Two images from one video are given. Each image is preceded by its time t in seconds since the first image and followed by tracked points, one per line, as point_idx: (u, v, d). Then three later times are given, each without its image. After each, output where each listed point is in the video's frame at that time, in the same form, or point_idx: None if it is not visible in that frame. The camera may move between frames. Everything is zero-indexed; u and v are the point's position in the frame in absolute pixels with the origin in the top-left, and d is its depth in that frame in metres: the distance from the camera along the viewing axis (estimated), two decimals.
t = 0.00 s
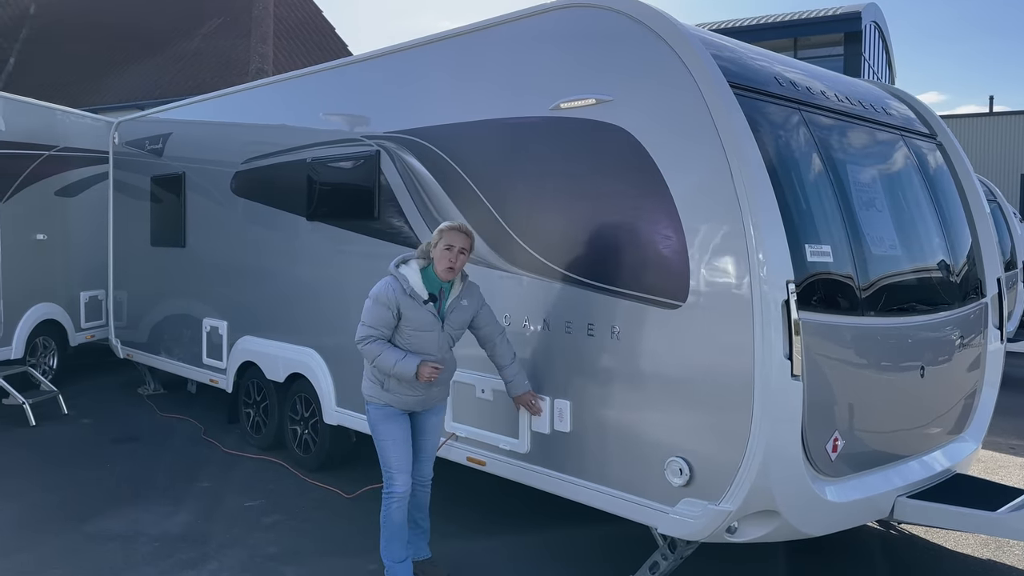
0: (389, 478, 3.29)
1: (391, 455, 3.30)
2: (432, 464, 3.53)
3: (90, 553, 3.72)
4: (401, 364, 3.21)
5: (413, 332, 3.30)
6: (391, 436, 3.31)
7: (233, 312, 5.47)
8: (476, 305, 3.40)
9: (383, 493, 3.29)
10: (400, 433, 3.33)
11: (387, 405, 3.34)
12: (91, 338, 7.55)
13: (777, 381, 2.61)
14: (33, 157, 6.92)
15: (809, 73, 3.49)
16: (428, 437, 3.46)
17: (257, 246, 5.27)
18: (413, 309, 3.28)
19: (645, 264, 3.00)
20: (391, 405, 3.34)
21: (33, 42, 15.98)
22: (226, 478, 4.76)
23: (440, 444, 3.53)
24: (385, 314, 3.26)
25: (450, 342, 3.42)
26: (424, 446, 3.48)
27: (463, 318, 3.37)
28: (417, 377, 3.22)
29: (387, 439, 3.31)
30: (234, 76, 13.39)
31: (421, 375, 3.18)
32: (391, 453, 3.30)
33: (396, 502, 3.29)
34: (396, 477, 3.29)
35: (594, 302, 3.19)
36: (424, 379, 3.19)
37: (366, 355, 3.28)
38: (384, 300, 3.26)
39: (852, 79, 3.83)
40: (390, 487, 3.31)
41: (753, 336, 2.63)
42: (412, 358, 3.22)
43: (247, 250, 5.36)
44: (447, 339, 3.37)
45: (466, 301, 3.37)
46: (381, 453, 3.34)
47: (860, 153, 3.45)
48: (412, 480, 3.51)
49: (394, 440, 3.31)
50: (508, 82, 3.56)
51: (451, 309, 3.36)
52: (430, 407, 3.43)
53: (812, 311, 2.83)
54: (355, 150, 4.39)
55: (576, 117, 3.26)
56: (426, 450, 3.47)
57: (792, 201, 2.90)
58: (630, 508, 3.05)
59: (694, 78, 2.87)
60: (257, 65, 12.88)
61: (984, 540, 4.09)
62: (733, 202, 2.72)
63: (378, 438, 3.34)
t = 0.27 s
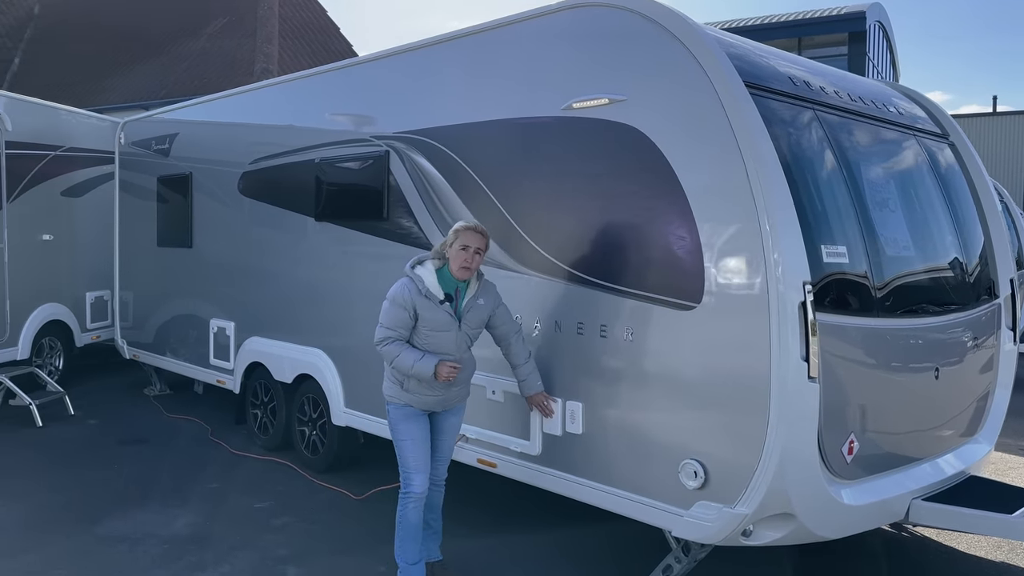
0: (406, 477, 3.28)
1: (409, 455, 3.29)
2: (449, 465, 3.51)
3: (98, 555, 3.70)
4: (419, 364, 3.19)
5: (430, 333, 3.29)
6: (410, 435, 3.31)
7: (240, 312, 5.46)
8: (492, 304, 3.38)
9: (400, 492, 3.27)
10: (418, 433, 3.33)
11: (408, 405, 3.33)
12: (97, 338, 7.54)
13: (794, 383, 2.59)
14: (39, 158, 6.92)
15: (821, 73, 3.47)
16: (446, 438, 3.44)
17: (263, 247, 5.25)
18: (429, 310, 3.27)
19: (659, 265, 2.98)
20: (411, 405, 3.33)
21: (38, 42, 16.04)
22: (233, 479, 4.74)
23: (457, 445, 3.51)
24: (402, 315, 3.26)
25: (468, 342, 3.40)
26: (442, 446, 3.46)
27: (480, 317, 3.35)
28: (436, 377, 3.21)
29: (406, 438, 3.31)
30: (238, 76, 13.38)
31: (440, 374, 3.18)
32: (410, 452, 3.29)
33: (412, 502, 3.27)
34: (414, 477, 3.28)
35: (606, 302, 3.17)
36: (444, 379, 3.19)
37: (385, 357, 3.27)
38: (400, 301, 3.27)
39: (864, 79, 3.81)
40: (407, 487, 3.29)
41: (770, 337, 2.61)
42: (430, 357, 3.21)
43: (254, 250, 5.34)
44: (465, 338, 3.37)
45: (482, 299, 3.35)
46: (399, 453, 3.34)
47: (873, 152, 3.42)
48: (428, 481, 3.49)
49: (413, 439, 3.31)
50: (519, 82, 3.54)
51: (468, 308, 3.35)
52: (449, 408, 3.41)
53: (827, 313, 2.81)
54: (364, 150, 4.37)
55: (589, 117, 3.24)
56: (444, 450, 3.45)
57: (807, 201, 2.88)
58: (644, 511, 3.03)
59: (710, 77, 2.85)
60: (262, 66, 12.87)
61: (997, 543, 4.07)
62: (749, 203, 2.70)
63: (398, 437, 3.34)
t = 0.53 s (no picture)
0: (419, 479, 3.26)
1: (422, 456, 3.28)
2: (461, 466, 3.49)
3: (106, 556, 3.69)
4: (433, 365, 3.18)
5: (443, 333, 3.28)
6: (424, 436, 3.29)
7: (245, 313, 5.43)
8: (504, 303, 3.35)
9: (413, 494, 3.27)
10: (432, 434, 3.31)
11: (421, 406, 3.31)
12: (101, 339, 7.53)
13: (810, 384, 2.57)
14: (43, 158, 6.90)
15: (833, 72, 3.45)
16: (460, 439, 3.42)
17: (269, 247, 5.23)
18: (442, 310, 3.26)
19: (671, 266, 2.95)
20: (425, 405, 3.32)
21: (42, 42, 16.05)
22: (240, 480, 4.73)
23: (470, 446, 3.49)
24: (414, 316, 3.25)
25: (481, 341, 3.38)
26: (455, 447, 3.44)
27: (493, 317, 3.33)
28: (449, 378, 3.20)
29: (420, 439, 3.29)
30: (241, 76, 13.36)
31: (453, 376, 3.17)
32: (423, 453, 3.28)
33: (425, 504, 3.26)
34: (427, 478, 3.26)
35: (618, 304, 3.14)
36: (458, 379, 3.19)
37: (398, 358, 3.26)
38: (412, 303, 3.26)
39: (875, 78, 3.79)
40: (420, 489, 3.28)
41: (785, 339, 2.59)
42: (443, 358, 3.20)
43: (260, 250, 5.32)
44: (478, 338, 3.35)
45: (494, 299, 3.33)
46: (412, 453, 3.32)
47: (884, 152, 3.40)
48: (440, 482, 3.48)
49: (426, 440, 3.29)
50: (529, 81, 3.52)
51: (479, 308, 3.33)
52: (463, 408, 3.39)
53: (841, 313, 2.80)
54: (371, 150, 4.35)
55: (601, 117, 3.22)
56: (457, 451, 3.43)
57: (821, 201, 2.86)
58: (657, 513, 3.01)
59: (724, 77, 2.83)
60: (265, 65, 12.84)
61: (1008, 545, 4.05)
62: (764, 203, 2.68)
63: (411, 438, 3.32)
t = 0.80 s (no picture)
0: (427, 480, 3.25)
1: (430, 457, 3.26)
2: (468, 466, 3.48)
3: (111, 558, 3.67)
4: (440, 365, 3.17)
5: (449, 333, 3.26)
6: (431, 437, 3.28)
7: (249, 313, 5.41)
8: (509, 301, 3.34)
9: (421, 495, 3.26)
10: (439, 435, 3.30)
11: (430, 406, 3.30)
12: (103, 339, 7.51)
13: (822, 384, 2.56)
14: (45, 158, 6.88)
15: (841, 71, 3.43)
16: (467, 439, 3.41)
17: (272, 247, 5.21)
18: (448, 310, 3.24)
19: (680, 266, 2.94)
20: (432, 406, 3.30)
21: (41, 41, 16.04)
22: (244, 481, 4.71)
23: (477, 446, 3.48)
24: (420, 317, 3.23)
25: (487, 340, 3.36)
26: (462, 447, 3.43)
27: (499, 316, 3.31)
28: (457, 377, 3.18)
29: (427, 441, 3.28)
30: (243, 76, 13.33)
31: (461, 375, 3.15)
32: (430, 454, 3.26)
33: (432, 505, 3.25)
34: (435, 479, 3.25)
35: (627, 304, 3.13)
36: (465, 379, 3.15)
37: (405, 360, 3.25)
38: (418, 303, 3.24)
39: (883, 78, 3.77)
40: (428, 490, 3.27)
41: (797, 340, 2.58)
42: (450, 358, 3.19)
43: (264, 250, 5.30)
44: (485, 337, 3.33)
45: (499, 297, 3.31)
46: (420, 454, 3.31)
47: (892, 151, 3.38)
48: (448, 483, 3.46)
49: (434, 442, 3.27)
50: (536, 80, 3.49)
51: (485, 306, 3.30)
52: (470, 409, 3.38)
53: (852, 313, 2.80)
54: (376, 149, 4.33)
55: (610, 116, 3.20)
56: (465, 451, 3.42)
57: (831, 200, 2.84)
58: (666, 514, 3.00)
59: (735, 75, 2.82)
60: (267, 65, 12.81)
61: (1016, 545, 4.06)
62: (775, 202, 2.66)
63: (418, 439, 3.31)
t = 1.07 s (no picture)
0: (430, 482, 3.22)
1: (433, 458, 3.24)
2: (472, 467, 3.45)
3: (112, 560, 3.65)
4: (441, 363, 3.14)
5: (450, 331, 3.24)
6: (435, 439, 3.25)
7: (249, 314, 5.39)
8: (510, 299, 3.32)
9: (424, 497, 3.23)
10: (443, 436, 3.27)
11: (432, 406, 3.27)
12: (103, 340, 7.48)
13: (831, 385, 2.54)
14: (45, 158, 6.86)
15: (847, 70, 3.42)
16: (470, 440, 3.38)
17: (273, 247, 5.18)
18: (448, 308, 3.22)
19: (686, 266, 2.92)
20: (434, 406, 3.27)
21: (40, 41, 16.00)
22: (245, 483, 4.69)
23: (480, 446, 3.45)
24: (421, 315, 3.21)
25: (489, 339, 3.34)
26: (465, 448, 3.40)
27: (500, 313, 3.29)
28: (458, 375, 3.15)
29: (431, 442, 3.25)
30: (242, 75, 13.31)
31: (461, 373, 3.12)
32: (433, 456, 3.23)
33: (436, 507, 3.23)
34: (438, 481, 3.22)
35: (633, 304, 3.10)
36: (465, 377, 3.13)
37: (406, 359, 3.22)
38: (418, 301, 3.22)
39: (889, 77, 3.75)
40: (431, 491, 3.24)
41: (806, 340, 2.56)
42: (451, 356, 3.16)
43: (264, 251, 5.27)
44: (486, 334, 3.30)
45: (500, 295, 3.29)
46: (423, 456, 3.28)
47: (899, 150, 3.36)
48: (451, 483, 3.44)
49: (437, 443, 3.25)
50: (541, 78, 3.47)
51: (486, 304, 3.28)
52: (473, 409, 3.35)
53: (861, 313, 2.78)
54: (378, 149, 4.30)
55: (615, 114, 3.18)
56: (468, 452, 3.39)
57: (839, 199, 2.82)
58: (672, 516, 2.97)
59: (743, 73, 2.80)
60: (267, 64, 12.78)
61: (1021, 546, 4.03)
62: (783, 201, 2.64)
63: (422, 440, 3.28)
